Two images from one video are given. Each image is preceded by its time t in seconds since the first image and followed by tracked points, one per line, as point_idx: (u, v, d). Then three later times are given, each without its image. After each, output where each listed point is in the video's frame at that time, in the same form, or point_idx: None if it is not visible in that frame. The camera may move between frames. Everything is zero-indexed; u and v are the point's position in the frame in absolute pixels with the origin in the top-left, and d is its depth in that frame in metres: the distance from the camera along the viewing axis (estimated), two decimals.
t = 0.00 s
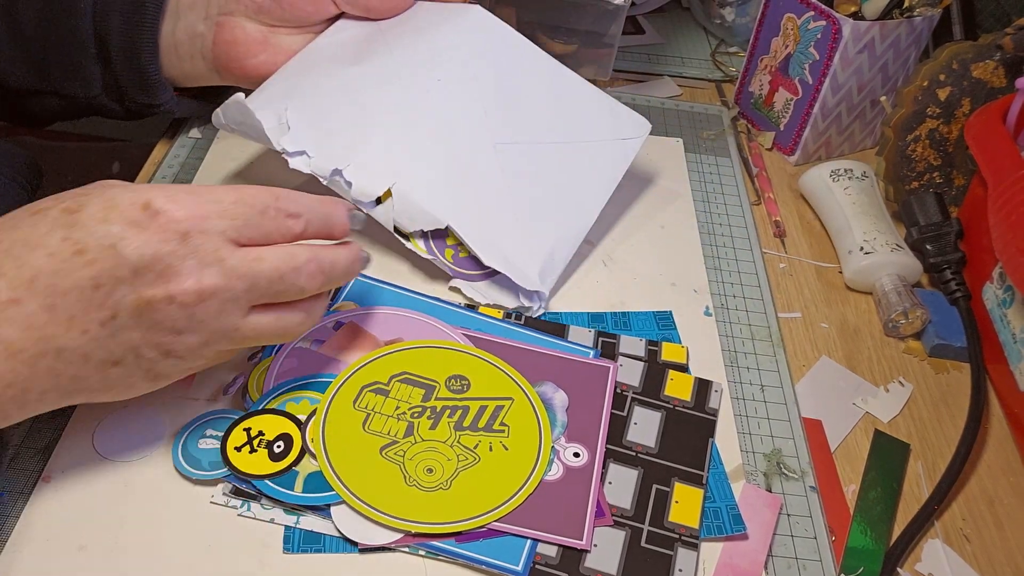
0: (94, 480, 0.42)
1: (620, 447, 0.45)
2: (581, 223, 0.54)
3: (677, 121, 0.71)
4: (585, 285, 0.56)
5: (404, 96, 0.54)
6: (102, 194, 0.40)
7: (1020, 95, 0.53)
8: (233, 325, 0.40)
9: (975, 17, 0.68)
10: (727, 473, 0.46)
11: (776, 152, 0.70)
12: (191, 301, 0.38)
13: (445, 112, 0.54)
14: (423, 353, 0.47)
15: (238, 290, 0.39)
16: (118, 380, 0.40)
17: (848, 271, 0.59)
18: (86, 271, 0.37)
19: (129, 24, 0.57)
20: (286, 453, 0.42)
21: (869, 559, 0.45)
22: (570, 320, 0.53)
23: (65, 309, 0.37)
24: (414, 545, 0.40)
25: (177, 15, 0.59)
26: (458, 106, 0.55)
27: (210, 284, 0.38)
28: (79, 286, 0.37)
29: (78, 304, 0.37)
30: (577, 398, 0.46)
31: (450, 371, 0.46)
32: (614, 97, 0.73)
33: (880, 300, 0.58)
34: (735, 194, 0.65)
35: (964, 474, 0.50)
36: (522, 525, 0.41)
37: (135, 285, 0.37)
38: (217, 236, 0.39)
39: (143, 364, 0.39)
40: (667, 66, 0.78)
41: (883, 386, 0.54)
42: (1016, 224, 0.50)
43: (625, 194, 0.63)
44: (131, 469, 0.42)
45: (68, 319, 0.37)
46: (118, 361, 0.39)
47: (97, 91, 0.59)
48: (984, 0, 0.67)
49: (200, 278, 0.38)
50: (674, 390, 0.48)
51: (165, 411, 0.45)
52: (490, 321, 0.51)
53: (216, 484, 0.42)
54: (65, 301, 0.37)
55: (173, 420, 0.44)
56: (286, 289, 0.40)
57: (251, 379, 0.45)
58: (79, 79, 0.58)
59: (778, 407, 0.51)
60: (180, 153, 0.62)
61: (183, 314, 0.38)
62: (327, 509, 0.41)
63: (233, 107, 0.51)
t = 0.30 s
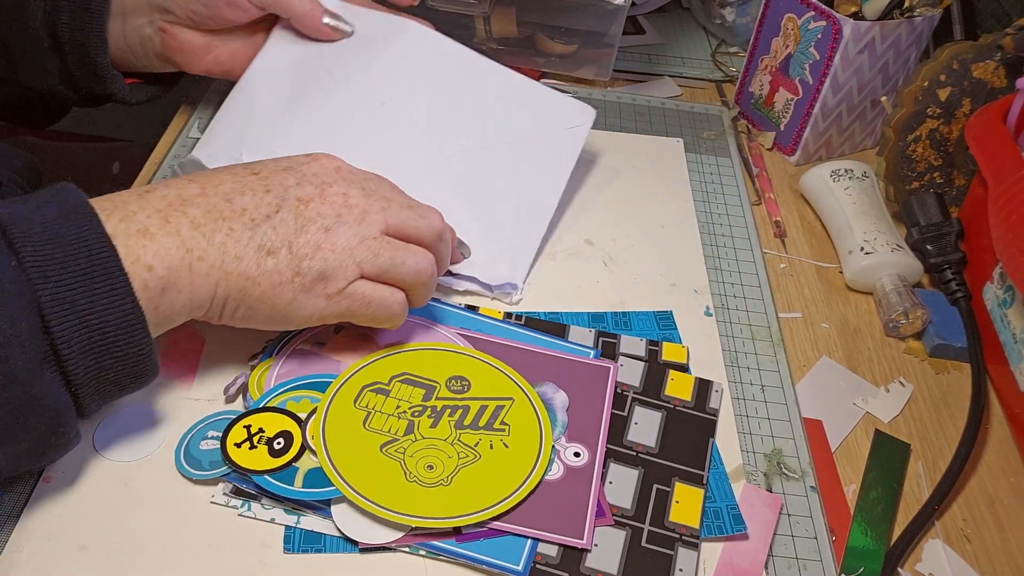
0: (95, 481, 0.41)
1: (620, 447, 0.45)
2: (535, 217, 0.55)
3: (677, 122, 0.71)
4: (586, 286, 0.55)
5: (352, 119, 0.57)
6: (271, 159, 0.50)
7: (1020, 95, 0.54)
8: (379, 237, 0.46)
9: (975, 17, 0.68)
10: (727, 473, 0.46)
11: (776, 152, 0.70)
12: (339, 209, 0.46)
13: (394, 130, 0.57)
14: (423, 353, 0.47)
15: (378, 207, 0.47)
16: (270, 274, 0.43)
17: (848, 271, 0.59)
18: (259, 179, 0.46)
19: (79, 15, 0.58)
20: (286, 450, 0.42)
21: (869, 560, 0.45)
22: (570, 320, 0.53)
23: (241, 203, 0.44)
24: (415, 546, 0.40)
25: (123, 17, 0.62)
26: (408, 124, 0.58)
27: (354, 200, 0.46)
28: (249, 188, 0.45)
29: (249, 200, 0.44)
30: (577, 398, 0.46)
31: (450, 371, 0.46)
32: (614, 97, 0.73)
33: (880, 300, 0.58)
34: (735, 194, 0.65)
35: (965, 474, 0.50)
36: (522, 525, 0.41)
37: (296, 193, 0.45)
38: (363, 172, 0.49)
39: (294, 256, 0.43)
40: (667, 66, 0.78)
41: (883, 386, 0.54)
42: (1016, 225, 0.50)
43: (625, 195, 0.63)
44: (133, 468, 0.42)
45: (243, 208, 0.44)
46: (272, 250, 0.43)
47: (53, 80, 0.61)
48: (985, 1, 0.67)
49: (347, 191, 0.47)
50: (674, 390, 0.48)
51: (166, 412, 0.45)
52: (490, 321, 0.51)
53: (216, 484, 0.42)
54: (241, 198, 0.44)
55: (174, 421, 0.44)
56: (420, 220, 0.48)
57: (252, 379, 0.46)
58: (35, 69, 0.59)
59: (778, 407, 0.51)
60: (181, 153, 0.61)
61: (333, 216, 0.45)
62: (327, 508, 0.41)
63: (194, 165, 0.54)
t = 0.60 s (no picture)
0: (95, 480, 0.41)
1: (620, 447, 0.45)
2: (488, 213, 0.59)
3: (677, 121, 0.71)
4: (585, 285, 0.55)
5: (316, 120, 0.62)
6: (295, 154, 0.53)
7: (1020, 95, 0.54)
8: (398, 227, 0.48)
9: (975, 17, 0.68)
10: (727, 473, 0.46)
11: (776, 152, 0.70)
12: (357, 200, 0.48)
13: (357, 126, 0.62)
14: (423, 353, 0.47)
15: (396, 199, 0.49)
16: (290, 262, 0.45)
17: (848, 271, 0.59)
18: (282, 170, 0.49)
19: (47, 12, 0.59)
20: (285, 452, 0.42)
21: (869, 560, 0.45)
22: (570, 319, 0.53)
23: (263, 192, 0.47)
24: (414, 546, 0.40)
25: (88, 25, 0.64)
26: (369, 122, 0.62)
27: (373, 191, 0.49)
28: (271, 178, 0.48)
29: (272, 190, 0.47)
30: (577, 399, 0.46)
31: (450, 371, 0.46)
32: (614, 97, 0.73)
33: (880, 300, 0.58)
34: (735, 195, 0.65)
35: (964, 474, 0.50)
36: (522, 525, 0.41)
37: (315, 183, 0.48)
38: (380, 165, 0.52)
39: (313, 245, 0.46)
40: (667, 66, 0.78)
41: (883, 385, 0.54)
42: (1016, 225, 0.50)
43: (624, 195, 0.63)
44: (132, 468, 0.42)
45: (265, 198, 0.46)
46: (292, 240, 0.45)
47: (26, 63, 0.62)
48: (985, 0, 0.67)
49: (367, 183, 0.49)
50: (674, 390, 0.48)
51: (165, 412, 0.45)
52: (490, 321, 0.51)
53: (216, 484, 0.42)
54: (263, 187, 0.47)
55: (173, 420, 0.44)
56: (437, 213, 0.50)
57: (251, 378, 0.46)
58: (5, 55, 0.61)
59: (778, 407, 0.51)
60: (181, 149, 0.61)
61: (351, 206, 0.48)
62: (327, 509, 0.41)
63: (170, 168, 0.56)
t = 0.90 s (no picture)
0: (94, 479, 0.41)
1: (620, 447, 0.45)
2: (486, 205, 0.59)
3: (677, 121, 0.72)
4: (585, 285, 0.55)
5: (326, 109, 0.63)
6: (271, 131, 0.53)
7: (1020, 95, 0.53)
8: (387, 196, 0.50)
9: (975, 17, 0.68)
10: (727, 473, 0.46)
11: (776, 152, 0.70)
12: (346, 171, 0.49)
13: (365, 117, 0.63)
14: (423, 353, 0.47)
15: (380, 165, 0.51)
16: (289, 249, 0.47)
17: (848, 271, 0.59)
18: (265, 154, 0.49)
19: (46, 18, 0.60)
20: (285, 452, 0.42)
21: (869, 560, 0.45)
22: (570, 319, 0.53)
23: (252, 181, 0.47)
24: (414, 546, 0.40)
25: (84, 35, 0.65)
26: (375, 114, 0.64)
27: (358, 159, 0.50)
28: (257, 165, 0.48)
29: (260, 177, 0.47)
30: (577, 399, 0.46)
31: (450, 371, 0.46)
32: (614, 97, 0.73)
33: (880, 300, 0.58)
34: (735, 195, 0.65)
35: (964, 474, 0.50)
36: (522, 525, 0.40)
37: (301, 161, 0.49)
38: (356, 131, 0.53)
39: (310, 228, 0.47)
40: (667, 66, 0.78)
41: (883, 385, 0.54)
42: (1016, 225, 0.50)
43: (624, 195, 0.63)
44: (132, 468, 0.42)
45: (254, 188, 0.47)
46: (289, 226, 0.47)
47: (27, 77, 0.63)
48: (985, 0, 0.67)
49: (350, 153, 0.51)
50: (674, 390, 0.48)
51: (165, 412, 0.45)
52: (490, 321, 0.51)
53: (216, 484, 0.42)
54: (251, 176, 0.48)
55: (173, 420, 0.44)
56: (416, 172, 0.52)
57: (251, 378, 0.46)
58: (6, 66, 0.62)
59: (778, 407, 0.51)
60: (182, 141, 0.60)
61: (341, 182, 0.49)
62: (327, 509, 0.41)
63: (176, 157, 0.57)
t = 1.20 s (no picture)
0: (95, 478, 0.42)
1: (620, 447, 0.45)
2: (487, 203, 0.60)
3: (677, 122, 0.72)
4: (585, 286, 0.56)
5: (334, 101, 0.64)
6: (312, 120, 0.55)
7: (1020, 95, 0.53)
8: (411, 207, 0.51)
9: (975, 17, 0.68)
10: (727, 473, 0.46)
11: (776, 152, 0.70)
12: (375, 176, 0.50)
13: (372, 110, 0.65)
14: (423, 353, 0.47)
15: (410, 175, 0.52)
16: (315, 237, 0.49)
17: (848, 271, 0.59)
18: (301, 141, 0.51)
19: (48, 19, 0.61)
20: (286, 453, 0.42)
21: (869, 560, 0.45)
22: (571, 320, 0.53)
23: (286, 166, 0.49)
24: (414, 546, 0.40)
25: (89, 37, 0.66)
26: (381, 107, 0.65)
27: (390, 164, 0.51)
28: (293, 150, 0.50)
29: (293, 164, 0.49)
30: (577, 399, 0.46)
31: (450, 371, 0.46)
32: (614, 97, 0.73)
33: (880, 300, 0.58)
34: (735, 195, 0.65)
35: (965, 474, 0.50)
36: (522, 525, 0.41)
37: (335, 156, 0.50)
38: (396, 131, 0.53)
39: (337, 222, 0.49)
40: (667, 66, 0.78)
41: (883, 385, 0.54)
42: (1016, 225, 0.50)
43: (624, 195, 0.63)
44: (133, 468, 0.42)
45: (288, 173, 0.49)
46: (317, 216, 0.49)
47: (32, 77, 0.64)
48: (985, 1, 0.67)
49: (383, 155, 0.51)
50: (674, 390, 0.48)
51: (166, 412, 0.45)
52: (490, 322, 0.51)
53: (216, 484, 0.42)
54: (286, 161, 0.49)
55: (174, 421, 0.44)
56: (445, 193, 0.53)
57: (252, 378, 0.46)
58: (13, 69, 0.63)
59: (778, 407, 0.51)
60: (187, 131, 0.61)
61: (370, 183, 0.50)
62: (327, 509, 0.41)
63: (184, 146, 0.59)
